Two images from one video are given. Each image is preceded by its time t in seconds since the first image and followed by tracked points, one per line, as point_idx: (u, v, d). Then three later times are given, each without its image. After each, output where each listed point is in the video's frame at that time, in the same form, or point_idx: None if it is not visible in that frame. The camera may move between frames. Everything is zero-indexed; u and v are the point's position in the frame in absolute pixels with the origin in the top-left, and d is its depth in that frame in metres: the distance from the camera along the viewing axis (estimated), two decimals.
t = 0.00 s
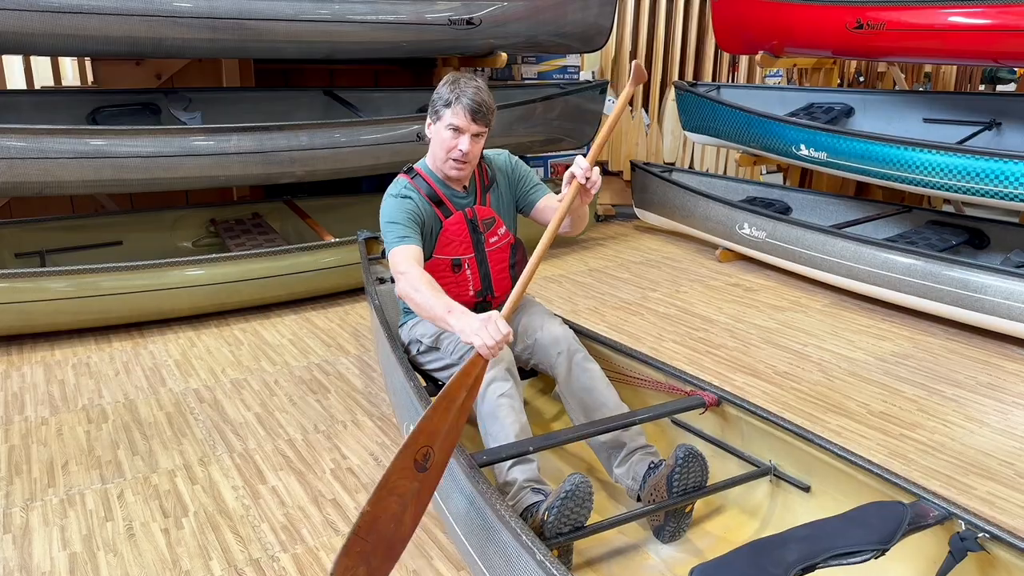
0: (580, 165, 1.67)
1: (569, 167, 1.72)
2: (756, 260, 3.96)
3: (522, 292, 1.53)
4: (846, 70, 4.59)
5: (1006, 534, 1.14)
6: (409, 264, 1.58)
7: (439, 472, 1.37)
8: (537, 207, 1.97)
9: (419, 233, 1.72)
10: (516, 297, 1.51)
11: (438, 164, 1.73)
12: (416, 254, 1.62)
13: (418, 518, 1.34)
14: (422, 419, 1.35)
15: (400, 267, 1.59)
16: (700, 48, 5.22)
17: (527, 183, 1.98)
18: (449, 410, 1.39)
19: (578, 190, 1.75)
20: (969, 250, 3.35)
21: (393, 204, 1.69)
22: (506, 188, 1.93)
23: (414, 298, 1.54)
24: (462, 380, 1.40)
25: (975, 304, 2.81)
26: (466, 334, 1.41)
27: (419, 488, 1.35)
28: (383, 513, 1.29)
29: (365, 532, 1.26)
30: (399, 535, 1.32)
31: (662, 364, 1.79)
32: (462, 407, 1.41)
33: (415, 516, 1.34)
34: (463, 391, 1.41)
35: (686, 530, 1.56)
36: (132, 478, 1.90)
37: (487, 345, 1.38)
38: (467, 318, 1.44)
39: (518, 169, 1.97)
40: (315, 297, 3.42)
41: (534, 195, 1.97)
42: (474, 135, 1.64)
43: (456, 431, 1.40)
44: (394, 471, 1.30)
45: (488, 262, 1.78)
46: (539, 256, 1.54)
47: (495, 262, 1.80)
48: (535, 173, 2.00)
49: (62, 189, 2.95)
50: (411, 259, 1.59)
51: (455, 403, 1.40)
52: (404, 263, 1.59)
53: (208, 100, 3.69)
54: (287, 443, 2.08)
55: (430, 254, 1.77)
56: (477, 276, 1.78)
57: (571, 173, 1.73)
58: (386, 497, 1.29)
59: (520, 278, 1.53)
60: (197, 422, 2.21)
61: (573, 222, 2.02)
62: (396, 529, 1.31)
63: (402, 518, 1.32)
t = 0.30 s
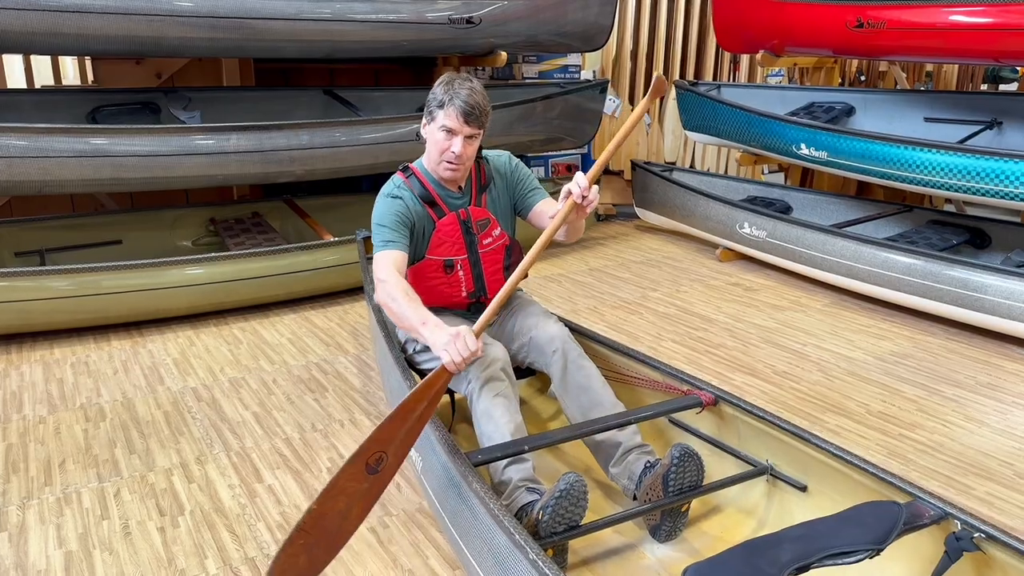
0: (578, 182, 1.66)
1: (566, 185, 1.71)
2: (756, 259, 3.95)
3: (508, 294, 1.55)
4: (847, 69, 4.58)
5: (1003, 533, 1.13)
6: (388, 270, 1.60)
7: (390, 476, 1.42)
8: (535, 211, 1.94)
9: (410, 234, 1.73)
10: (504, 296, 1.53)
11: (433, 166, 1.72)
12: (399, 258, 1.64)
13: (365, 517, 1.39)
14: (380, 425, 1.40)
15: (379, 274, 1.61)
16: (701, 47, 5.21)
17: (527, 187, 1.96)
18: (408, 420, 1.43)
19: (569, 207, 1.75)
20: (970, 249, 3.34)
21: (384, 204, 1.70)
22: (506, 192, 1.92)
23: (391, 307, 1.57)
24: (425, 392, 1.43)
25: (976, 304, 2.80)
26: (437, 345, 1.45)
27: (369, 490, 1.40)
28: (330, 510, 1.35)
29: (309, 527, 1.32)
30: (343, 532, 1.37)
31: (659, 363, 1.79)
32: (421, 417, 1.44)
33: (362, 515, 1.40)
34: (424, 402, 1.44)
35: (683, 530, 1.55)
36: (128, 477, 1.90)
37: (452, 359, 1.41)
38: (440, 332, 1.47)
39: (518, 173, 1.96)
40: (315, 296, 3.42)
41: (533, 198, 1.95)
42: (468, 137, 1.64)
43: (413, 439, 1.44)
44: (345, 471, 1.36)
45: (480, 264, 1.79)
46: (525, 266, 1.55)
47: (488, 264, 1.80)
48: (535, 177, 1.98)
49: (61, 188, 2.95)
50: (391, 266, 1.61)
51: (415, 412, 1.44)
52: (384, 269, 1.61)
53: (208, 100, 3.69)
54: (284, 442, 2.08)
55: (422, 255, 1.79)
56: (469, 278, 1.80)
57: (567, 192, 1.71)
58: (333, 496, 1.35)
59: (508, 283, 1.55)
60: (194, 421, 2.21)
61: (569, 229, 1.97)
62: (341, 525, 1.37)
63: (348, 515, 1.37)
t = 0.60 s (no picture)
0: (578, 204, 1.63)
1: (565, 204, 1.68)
2: (757, 259, 3.95)
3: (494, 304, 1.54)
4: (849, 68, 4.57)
5: (1000, 534, 1.13)
6: (372, 272, 1.61)
7: (353, 464, 1.53)
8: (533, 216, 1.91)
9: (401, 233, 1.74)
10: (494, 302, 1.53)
11: (429, 165, 1.73)
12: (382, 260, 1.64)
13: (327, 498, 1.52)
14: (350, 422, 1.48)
15: (363, 276, 1.61)
16: (702, 46, 5.20)
17: (526, 191, 1.94)
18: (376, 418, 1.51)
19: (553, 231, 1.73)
20: (971, 249, 3.32)
21: (377, 201, 1.70)
22: (504, 197, 1.91)
23: (372, 311, 1.57)
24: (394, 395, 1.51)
25: (976, 303, 2.79)
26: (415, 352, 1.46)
27: (333, 476, 1.51)
28: (296, 492, 1.46)
29: (274, 505, 1.43)
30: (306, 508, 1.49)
31: (657, 362, 1.78)
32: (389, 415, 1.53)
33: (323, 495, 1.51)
34: (394, 403, 1.52)
35: (680, 529, 1.55)
36: (126, 475, 1.90)
37: (427, 369, 1.45)
38: (420, 339, 1.48)
39: (520, 176, 1.94)
40: (314, 295, 3.42)
41: (532, 202, 1.93)
42: (463, 140, 1.63)
43: (379, 434, 1.53)
44: (313, 461, 1.45)
45: (474, 264, 1.79)
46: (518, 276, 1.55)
47: (481, 264, 1.80)
48: (536, 182, 1.95)
49: (61, 187, 2.95)
50: (375, 269, 1.62)
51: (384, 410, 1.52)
52: (369, 272, 1.61)
53: (208, 98, 3.70)
54: (282, 441, 2.08)
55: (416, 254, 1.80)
56: (462, 277, 1.80)
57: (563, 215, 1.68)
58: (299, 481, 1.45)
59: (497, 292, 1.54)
60: (193, 420, 2.21)
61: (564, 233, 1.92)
62: (304, 504, 1.49)
63: (311, 496, 1.49)
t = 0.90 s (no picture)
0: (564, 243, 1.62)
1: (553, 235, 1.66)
2: (758, 259, 3.94)
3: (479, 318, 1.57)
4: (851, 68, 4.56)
5: (996, 535, 1.13)
6: (360, 275, 1.65)
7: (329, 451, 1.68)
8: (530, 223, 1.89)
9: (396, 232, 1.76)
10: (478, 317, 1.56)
11: (427, 163, 1.73)
12: (370, 263, 1.68)
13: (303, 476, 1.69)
14: (326, 419, 1.61)
15: (351, 277, 1.65)
16: (704, 46, 5.19)
17: (526, 195, 1.91)
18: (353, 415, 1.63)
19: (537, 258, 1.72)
20: (973, 249, 3.32)
21: (373, 200, 1.72)
22: (502, 201, 1.89)
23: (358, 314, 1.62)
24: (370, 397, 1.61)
25: (978, 304, 2.79)
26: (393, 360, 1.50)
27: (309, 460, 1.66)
28: (273, 472, 1.63)
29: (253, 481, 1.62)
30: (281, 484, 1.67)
31: (656, 363, 1.78)
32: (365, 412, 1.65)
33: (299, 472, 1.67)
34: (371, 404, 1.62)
35: (678, 529, 1.55)
36: (127, 474, 1.91)
37: (403, 375, 1.49)
38: (398, 347, 1.51)
39: (523, 180, 1.92)
40: (316, 294, 3.43)
41: (530, 208, 1.90)
42: (460, 139, 1.63)
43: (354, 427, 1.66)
44: (290, 449, 1.61)
45: (470, 264, 1.80)
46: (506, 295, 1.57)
47: (478, 264, 1.81)
48: (537, 188, 1.93)
49: (63, 186, 2.96)
50: (364, 271, 1.66)
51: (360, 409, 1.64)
52: (357, 273, 1.65)
53: (211, 98, 3.71)
54: (283, 440, 2.09)
55: (412, 251, 1.81)
56: (458, 277, 1.81)
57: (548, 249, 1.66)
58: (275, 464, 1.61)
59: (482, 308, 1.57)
60: (194, 419, 2.22)
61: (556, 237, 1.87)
62: (283, 480, 1.66)
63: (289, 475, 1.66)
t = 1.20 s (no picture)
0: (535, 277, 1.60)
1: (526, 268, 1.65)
2: (761, 258, 3.94)
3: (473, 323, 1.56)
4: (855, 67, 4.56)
5: (994, 536, 1.13)
6: (346, 274, 1.71)
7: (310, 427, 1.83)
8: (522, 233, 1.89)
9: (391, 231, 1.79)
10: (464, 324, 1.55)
11: (427, 163, 1.74)
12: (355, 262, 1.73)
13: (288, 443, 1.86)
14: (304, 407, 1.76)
15: (337, 276, 1.71)
16: (707, 45, 5.19)
17: (524, 201, 1.91)
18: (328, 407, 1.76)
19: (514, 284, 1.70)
20: (976, 249, 3.31)
21: (369, 199, 1.75)
22: (497, 204, 1.90)
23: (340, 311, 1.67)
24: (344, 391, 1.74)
25: (980, 304, 2.79)
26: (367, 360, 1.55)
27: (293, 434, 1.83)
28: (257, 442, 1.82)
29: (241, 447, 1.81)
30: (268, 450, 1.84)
31: (657, 363, 1.79)
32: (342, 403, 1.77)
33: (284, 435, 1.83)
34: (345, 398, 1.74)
35: (678, 529, 1.55)
36: (130, 473, 1.92)
37: (379, 374, 1.55)
38: (375, 348, 1.57)
39: (523, 183, 1.91)
40: (319, 293, 3.44)
41: (525, 216, 1.90)
42: (458, 138, 1.64)
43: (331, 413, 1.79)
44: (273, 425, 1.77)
45: (468, 263, 1.80)
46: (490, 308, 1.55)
47: (475, 263, 1.81)
48: (536, 193, 1.92)
49: (67, 186, 2.97)
50: (350, 271, 1.71)
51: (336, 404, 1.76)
52: (343, 272, 1.71)
53: (214, 98, 3.72)
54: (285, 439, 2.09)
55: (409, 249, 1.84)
56: (455, 275, 1.82)
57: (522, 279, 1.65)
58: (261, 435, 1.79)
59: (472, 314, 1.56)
60: (196, 418, 2.23)
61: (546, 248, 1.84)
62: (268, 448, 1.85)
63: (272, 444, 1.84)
